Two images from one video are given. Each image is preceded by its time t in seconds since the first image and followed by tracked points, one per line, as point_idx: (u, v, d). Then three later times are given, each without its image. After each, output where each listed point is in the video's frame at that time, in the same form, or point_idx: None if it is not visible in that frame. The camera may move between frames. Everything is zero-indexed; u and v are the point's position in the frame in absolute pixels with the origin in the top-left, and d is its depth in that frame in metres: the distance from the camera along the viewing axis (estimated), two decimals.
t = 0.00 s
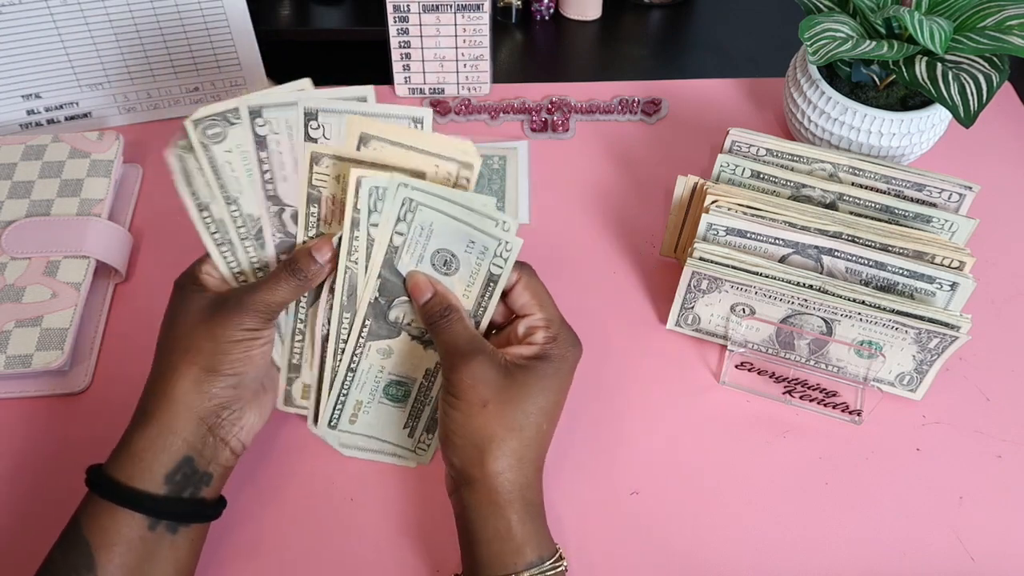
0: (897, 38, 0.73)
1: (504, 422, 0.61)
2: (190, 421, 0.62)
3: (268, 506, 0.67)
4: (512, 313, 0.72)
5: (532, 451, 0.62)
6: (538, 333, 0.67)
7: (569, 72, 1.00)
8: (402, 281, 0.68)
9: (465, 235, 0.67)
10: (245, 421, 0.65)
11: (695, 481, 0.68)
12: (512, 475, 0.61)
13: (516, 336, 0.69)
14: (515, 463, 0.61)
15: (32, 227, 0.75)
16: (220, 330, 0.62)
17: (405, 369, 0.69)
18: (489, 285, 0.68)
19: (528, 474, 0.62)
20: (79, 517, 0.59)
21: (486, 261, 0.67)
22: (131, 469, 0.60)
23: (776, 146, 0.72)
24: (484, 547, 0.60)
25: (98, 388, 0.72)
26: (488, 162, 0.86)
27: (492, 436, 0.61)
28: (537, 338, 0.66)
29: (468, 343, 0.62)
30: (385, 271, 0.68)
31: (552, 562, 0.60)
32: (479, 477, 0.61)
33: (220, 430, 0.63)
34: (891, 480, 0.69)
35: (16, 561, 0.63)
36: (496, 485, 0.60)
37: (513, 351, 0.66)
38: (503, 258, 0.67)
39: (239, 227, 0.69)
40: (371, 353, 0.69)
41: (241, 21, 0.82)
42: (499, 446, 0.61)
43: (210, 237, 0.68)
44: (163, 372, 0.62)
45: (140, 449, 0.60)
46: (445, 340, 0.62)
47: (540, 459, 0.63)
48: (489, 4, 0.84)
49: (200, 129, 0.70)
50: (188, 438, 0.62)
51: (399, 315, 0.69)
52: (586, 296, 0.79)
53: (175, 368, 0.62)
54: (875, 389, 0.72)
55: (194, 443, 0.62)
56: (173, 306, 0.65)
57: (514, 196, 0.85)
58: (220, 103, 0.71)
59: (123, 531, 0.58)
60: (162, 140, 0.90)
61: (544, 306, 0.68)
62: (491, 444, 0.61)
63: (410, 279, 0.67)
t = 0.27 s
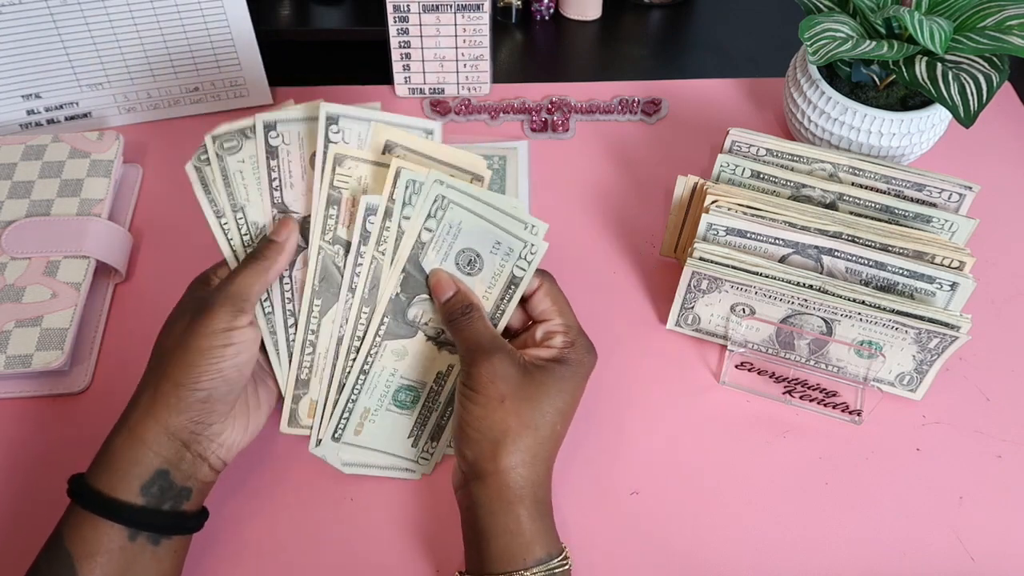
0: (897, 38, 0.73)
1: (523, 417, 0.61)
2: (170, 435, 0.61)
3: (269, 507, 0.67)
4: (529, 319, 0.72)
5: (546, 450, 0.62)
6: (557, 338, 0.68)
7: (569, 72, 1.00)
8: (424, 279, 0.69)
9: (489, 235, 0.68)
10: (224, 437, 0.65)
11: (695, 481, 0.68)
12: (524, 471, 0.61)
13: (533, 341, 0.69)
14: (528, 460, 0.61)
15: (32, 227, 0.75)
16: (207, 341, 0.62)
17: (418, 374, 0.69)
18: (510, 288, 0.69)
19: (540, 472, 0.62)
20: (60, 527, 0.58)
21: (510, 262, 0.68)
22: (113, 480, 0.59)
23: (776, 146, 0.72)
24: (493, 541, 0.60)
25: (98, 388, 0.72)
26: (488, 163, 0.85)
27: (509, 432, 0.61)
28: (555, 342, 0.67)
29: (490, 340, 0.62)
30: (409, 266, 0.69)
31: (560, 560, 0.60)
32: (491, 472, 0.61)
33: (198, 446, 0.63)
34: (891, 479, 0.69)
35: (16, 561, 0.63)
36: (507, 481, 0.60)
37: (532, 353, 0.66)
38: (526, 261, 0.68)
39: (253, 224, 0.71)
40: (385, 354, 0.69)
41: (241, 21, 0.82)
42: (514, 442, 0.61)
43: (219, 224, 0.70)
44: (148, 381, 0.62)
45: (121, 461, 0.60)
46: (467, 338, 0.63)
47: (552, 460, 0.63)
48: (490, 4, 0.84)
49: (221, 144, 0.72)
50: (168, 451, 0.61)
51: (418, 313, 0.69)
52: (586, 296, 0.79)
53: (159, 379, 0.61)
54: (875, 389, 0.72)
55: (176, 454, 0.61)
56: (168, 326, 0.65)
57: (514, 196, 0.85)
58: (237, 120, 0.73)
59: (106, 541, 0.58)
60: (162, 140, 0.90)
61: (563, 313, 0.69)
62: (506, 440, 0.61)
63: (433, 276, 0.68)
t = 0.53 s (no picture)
0: (897, 38, 0.73)
1: (510, 419, 0.60)
2: (198, 443, 0.62)
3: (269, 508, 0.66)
4: (502, 315, 0.71)
5: (535, 447, 0.62)
6: (533, 333, 0.67)
7: (569, 72, 1.00)
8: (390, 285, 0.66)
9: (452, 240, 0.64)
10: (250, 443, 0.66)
11: (695, 481, 0.68)
12: (516, 473, 0.61)
13: (508, 337, 0.68)
14: (519, 460, 0.61)
15: (32, 227, 0.75)
16: (237, 351, 0.63)
17: (396, 377, 0.69)
18: (478, 289, 0.66)
19: (532, 471, 0.62)
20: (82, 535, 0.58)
21: (475, 266, 0.65)
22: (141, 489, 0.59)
23: (776, 146, 0.72)
24: (487, 544, 0.60)
25: (98, 388, 0.72)
26: (488, 163, 0.87)
27: (498, 434, 0.60)
28: (531, 338, 0.66)
29: (467, 344, 0.61)
30: (374, 274, 0.65)
31: (556, 560, 0.60)
32: (485, 475, 0.61)
33: (224, 453, 0.63)
34: (891, 479, 0.69)
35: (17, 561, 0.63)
36: (501, 482, 0.60)
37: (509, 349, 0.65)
38: (492, 264, 0.65)
39: (251, 249, 0.69)
40: (361, 362, 0.68)
41: (241, 21, 0.82)
42: (503, 444, 0.60)
43: (221, 262, 0.68)
44: (174, 390, 0.62)
45: (150, 470, 0.60)
46: (444, 344, 0.61)
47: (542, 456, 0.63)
48: (489, 4, 0.84)
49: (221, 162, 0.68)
50: (197, 459, 0.61)
51: (388, 318, 0.67)
52: (587, 296, 0.79)
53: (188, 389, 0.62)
54: (875, 389, 0.72)
55: (204, 462, 0.62)
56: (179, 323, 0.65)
57: (514, 196, 0.85)
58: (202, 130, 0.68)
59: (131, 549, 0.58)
60: (162, 139, 0.90)
61: (536, 306, 0.68)
62: (496, 442, 0.60)
63: (400, 283, 0.64)
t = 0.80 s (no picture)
0: (897, 38, 0.73)
1: (521, 413, 0.61)
2: (187, 453, 0.61)
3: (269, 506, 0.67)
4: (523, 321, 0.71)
5: (541, 442, 0.62)
6: (552, 337, 0.67)
7: (569, 72, 1.00)
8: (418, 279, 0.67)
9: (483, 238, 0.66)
10: (241, 450, 0.65)
11: (695, 481, 0.68)
12: (523, 467, 0.61)
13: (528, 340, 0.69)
14: (527, 455, 0.61)
15: (32, 227, 0.75)
16: (219, 355, 0.62)
17: (411, 372, 0.69)
18: (502, 290, 0.68)
19: (537, 467, 0.62)
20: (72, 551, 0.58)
21: (502, 265, 0.67)
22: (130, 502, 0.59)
23: (776, 146, 0.72)
24: (485, 539, 0.60)
25: (98, 388, 0.72)
26: (488, 163, 0.86)
27: (509, 425, 0.61)
28: (551, 341, 0.67)
29: (489, 338, 0.62)
30: (404, 265, 0.67)
31: (558, 558, 0.60)
32: (492, 467, 0.61)
33: (217, 462, 0.63)
34: (891, 479, 0.69)
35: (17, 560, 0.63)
36: (505, 477, 0.60)
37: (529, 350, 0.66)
38: (518, 265, 0.67)
39: (236, 256, 0.67)
40: (380, 352, 0.69)
41: (241, 21, 0.82)
42: (513, 434, 0.61)
43: (206, 271, 0.67)
44: (164, 402, 0.62)
45: (140, 483, 0.59)
46: (464, 338, 0.63)
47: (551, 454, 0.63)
48: (490, 4, 0.84)
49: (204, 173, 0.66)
50: (188, 469, 0.61)
51: (412, 312, 0.68)
52: (587, 296, 0.79)
53: (174, 399, 0.62)
54: (875, 389, 0.72)
55: (196, 474, 0.61)
56: (164, 330, 0.65)
57: (514, 196, 0.85)
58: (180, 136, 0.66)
59: (122, 563, 0.58)
60: (162, 139, 0.90)
61: (558, 312, 0.69)
62: (505, 436, 0.61)
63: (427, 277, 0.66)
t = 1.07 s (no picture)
0: (897, 38, 0.73)
1: (515, 414, 0.61)
2: (183, 458, 0.61)
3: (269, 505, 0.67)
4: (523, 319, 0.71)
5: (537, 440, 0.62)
6: (551, 335, 0.67)
7: (569, 72, 1.00)
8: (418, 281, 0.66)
9: (476, 240, 0.66)
10: (235, 453, 0.65)
11: (696, 481, 0.68)
12: (518, 467, 0.61)
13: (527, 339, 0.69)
14: (521, 455, 0.61)
15: (32, 227, 0.75)
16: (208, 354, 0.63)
17: (415, 374, 0.69)
18: (499, 291, 0.68)
19: (537, 467, 0.62)
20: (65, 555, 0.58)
21: (497, 267, 0.67)
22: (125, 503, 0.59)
23: (776, 146, 0.72)
24: (486, 539, 0.60)
25: (98, 388, 0.72)
26: (488, 163, 0.87)
27: (504, 427, 0.61)
28: (548, 340, 0.67)
29: (483, 338, 0.63)
30: (403, 267, 0.66)
31: (557, 557, 0.60)
32: (486, 468, 0.61)
33: (210, 466, 0.63)
34: (891, 479, 0.69)
35: (16, 560, 0.63)
36: (501, 476, 0.61)
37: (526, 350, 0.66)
38: (512, 266, 0.67)
39: (231, 261, 0.67)
40: (384, 354, 0.68)
41: (241, 21, 0.82)
42: (508, 437, 0.61)
43: (203, 274, 0.67)
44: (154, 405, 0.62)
45: (131, 485, 0.59)
46: (462, 342, 0.63)
47: (549, 454, 0.63)
48: (489, 4, 0.84)
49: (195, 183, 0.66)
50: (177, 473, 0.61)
51: (413, 314, 0.67)
52: (587, 297, 0.79)
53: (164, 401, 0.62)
54: (875, 389, 0.72)
55: (188, 477, 0.61)
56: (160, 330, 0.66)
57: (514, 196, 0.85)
58: (168, 141, 0.66)
59: (116, 566, 0.58)
60: (162, 139, 0.90)
61: (555, 309, 0.69)
62: (501, 438, 0.61)
63: (427, 277, 0.65)
